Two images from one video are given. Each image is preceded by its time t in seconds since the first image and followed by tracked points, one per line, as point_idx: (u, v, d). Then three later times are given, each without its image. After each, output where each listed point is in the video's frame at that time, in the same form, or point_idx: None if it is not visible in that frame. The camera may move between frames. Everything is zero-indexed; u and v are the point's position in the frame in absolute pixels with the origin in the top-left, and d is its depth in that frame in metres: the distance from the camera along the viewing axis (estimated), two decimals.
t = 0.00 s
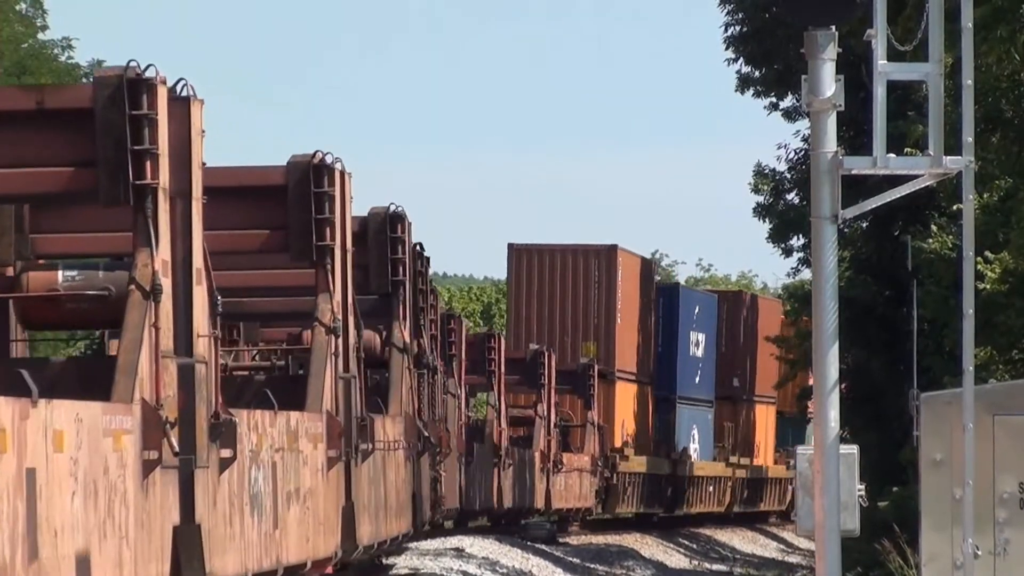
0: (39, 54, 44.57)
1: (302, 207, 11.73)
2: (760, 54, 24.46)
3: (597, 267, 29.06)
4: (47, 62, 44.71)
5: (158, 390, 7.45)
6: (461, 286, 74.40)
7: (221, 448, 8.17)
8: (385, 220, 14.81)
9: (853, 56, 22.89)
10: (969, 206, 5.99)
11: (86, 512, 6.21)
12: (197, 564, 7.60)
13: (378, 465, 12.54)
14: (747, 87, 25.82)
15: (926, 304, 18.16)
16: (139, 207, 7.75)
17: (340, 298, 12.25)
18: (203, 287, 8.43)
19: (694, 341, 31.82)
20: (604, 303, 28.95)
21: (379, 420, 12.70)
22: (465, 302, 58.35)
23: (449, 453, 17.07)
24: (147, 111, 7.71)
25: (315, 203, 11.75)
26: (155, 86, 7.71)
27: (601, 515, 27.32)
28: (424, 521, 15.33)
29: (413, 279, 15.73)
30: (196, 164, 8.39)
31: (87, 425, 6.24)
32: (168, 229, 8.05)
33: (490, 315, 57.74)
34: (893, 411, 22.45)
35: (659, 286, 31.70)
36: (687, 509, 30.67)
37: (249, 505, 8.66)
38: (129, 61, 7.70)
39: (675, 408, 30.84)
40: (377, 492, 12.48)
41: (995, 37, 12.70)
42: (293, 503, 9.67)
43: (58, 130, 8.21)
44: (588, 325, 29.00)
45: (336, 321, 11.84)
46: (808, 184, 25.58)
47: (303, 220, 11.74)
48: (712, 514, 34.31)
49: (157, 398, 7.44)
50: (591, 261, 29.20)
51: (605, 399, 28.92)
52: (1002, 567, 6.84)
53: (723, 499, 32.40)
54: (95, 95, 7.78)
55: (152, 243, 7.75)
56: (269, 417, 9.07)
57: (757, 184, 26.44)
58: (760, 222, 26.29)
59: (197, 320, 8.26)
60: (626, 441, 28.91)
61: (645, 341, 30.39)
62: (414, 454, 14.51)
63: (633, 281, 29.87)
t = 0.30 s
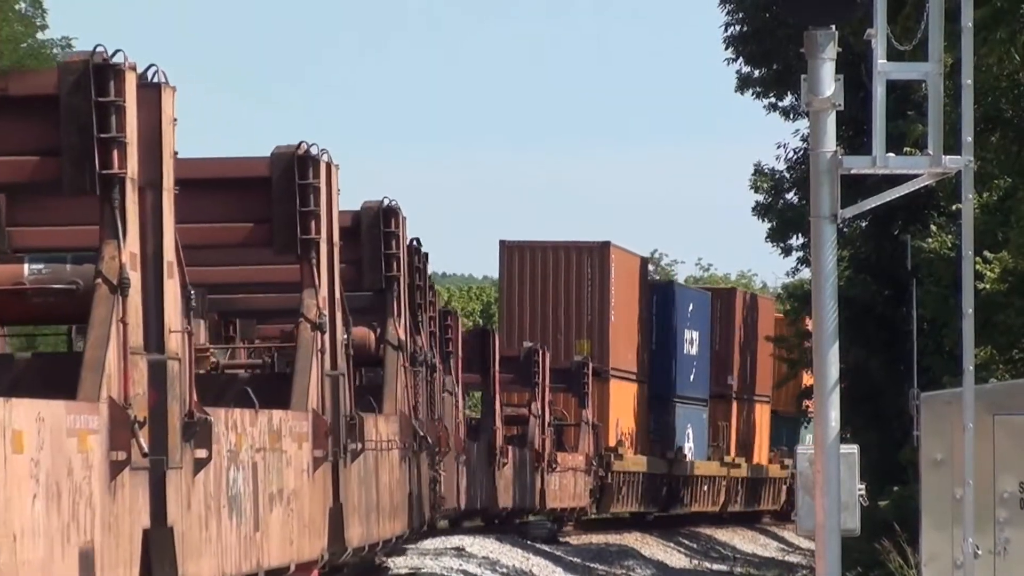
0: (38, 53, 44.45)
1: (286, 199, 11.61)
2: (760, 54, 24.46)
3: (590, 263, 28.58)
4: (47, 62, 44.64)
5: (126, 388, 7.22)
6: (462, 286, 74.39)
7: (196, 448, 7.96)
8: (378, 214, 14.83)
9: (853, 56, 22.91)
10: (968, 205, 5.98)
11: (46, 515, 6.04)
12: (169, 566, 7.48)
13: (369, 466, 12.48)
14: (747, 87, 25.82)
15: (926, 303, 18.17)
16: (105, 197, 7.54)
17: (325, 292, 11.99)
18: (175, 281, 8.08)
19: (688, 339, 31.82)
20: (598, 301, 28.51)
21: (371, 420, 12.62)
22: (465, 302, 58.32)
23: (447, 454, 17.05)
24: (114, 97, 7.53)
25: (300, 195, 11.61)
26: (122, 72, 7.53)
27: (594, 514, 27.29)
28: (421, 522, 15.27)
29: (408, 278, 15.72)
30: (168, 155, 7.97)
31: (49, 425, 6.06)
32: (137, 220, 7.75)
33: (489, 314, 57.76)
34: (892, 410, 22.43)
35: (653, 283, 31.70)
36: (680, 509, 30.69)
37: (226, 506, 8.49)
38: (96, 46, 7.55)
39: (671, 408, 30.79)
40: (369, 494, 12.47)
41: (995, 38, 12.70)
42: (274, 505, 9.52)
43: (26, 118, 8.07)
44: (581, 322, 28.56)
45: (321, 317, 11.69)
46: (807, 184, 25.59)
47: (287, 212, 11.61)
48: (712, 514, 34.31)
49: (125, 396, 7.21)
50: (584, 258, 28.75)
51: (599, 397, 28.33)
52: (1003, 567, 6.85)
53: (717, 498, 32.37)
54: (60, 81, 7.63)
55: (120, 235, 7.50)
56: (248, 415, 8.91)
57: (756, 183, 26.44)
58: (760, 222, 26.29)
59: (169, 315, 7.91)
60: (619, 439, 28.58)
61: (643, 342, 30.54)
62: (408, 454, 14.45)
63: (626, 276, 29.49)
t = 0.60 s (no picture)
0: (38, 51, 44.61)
1: (269, 189, 10.87)
2: (760, 53, 24.45)
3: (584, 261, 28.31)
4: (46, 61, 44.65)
5: (89, 387, 6.56)
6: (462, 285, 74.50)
7: (167, 448, 7.29)
8: (371, 207, 14.54)
9: (853, 55, 22.90)
10: (969, 204, 5.97)
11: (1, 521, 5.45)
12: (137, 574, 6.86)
13: (357, 465, 11.99)
14: (747, 87, 25.83)
15: (926, 303, 18.15)
16: (69, 185, 6.86)
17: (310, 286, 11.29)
18: (146, 274, 7.40)
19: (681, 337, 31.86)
20: (592, 300, 28.26)
21: (359, 418, 12.10)
22: (464, 301, 58.42)
23: (445, 455, 17.05)
24: (79, 82, 6.87)
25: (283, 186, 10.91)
26: (87, 56, 6.84)
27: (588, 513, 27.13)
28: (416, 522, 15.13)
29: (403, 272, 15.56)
30: (137, 143, 7.39)
31: (3, 423, 5.44)
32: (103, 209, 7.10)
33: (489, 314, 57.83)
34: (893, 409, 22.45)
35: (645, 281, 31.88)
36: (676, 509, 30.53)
37: (202, 507, 7.82)
38: (59, 29, 6.91)
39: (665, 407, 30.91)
40: (358, 494, 12.01)
41: (995, 37, 12.71)
42: (254, 506, 8.79)
43: None
44: (575, 319, 28.30)
45: (305, 312, 11.03)
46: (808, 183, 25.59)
47: (269, 203, 10.89)
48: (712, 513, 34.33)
49: (89, 394, 6.55)
50: (577, 256, 28.42)
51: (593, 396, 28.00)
52: (1003, 566, 6.84)
53: (711, 498, 32.19)
54: (23, 65, 6.96)
55: (85, 225, 6.84)
56: (225, 413, 8.20)
57: (756, 182, 26.41)
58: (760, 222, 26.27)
59: (137, 308, 7.23)
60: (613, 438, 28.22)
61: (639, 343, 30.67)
62: (399, 453, 14.09)
63: (620, 272, 29.22)
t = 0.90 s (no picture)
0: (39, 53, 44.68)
1: (251, 180, 10.38)
2: (760, 53, 24.44)
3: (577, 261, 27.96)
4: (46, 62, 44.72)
5: (48, 385, 6.28)
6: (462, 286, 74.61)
7: (133, 449, 7.01)
8: (364, 202, 14.24)
9: (853, 56, 22.89)
10: (969, 205, 5.99)
11: None
12: None
13: (343, 466, 11.56)
14: (746, 88, 25.82)
15: (925, 303, 18.14)
16: (27, 175, 6.62)
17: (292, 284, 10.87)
18: (109, 267, 7.06)
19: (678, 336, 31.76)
20: (585, 299, 27.88)
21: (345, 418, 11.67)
22: (464, 301, 58.51)
23: (444, 455, 17.12)
24: (38, 68, 6.64)
25: (264, 179, 10.38)
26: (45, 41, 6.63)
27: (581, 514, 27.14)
28: (412, 522, 14.98)
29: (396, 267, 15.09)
30: (99, 131, 7.06)
31: None
32: (63, 201, 6.82)
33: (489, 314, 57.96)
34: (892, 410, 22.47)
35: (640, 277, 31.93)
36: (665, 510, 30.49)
37: (172, 510, 7.53)
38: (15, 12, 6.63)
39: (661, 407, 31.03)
40: (344, 496, 11.55)
41: (996, 36, 12.73)
42: (231, 509, 8.52)
43: None
44: (568, 317, 27.94)
45: (287, 308, 10.57)
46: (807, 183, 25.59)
47: (251, 196, 10.41)
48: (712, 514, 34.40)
49: (47, 393, 6.27)
50: (571, 255, 28.06)
51: (586, 393, 27.83)
52: (1002, 567, 6.85)
53: (706, 498, 32.19)
54: None
55: (44, 217, 6.58)
56: (197, 412, 7.93)
57: (754, 183, 26.28)
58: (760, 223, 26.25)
59: (101, 302, 6.91)
60: (607, 437, 27.95)
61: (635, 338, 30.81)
62: (388, 456, 13.69)
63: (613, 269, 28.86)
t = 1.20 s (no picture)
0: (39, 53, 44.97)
1: (228, 174, 10.17)
2: (761, 54, 24.45)
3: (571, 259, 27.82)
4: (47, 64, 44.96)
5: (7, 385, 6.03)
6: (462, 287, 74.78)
7: (98, 450, 6.84)
8: (355, 197, 13.98)
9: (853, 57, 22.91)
10: (968, 206, 5.99)
11: None
12: None
13: (329, 468, 11.29)
14: (747, 89, 25.83)
15: (925, 304, 18.16)
16: None
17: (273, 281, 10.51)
18: (72, 264, 6.86)
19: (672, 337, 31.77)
20: (580, 299, 27.80)
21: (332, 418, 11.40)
22: (465, 302, 58.67)
23: (442, 456, 17.14)
24: None
25: (242, 172, 10.14)
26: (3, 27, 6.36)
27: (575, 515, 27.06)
28: (407, 525, 14.81)
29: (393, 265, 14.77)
30: (61, 123, 6.79)
31: None
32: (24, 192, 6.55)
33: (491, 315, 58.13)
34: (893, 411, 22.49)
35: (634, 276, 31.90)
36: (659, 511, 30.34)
37: (141, 514, 7.38)
38: None
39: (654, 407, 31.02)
40: (329, 498, 11.29)
41: (996, 38, 12.74)
42: (205, 512, 8.32)
43: None
44: (562, 316, 27.82)
45: (266, 305, 10.14)
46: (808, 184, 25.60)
47: (228, 189, 10.19)
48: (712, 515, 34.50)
49: (7, 394, 6.03)
50: (564, 254, 27.91)
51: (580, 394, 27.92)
52: (1002, 567, 6.86)
53: (700, 499, 31.90)
54: None
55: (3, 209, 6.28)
56: (169, 414, 7.76)
57: (755, 185, 26.28)
58: (760, 224, 26.26)
59: (63, 299, 6.69)
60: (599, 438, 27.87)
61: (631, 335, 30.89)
62: (381, 458, 13.43)
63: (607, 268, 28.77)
